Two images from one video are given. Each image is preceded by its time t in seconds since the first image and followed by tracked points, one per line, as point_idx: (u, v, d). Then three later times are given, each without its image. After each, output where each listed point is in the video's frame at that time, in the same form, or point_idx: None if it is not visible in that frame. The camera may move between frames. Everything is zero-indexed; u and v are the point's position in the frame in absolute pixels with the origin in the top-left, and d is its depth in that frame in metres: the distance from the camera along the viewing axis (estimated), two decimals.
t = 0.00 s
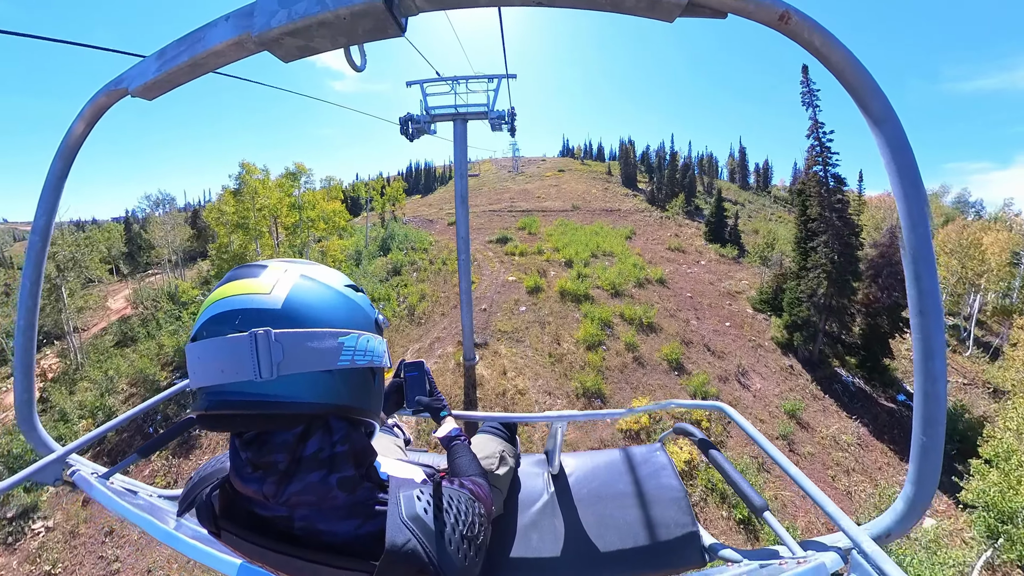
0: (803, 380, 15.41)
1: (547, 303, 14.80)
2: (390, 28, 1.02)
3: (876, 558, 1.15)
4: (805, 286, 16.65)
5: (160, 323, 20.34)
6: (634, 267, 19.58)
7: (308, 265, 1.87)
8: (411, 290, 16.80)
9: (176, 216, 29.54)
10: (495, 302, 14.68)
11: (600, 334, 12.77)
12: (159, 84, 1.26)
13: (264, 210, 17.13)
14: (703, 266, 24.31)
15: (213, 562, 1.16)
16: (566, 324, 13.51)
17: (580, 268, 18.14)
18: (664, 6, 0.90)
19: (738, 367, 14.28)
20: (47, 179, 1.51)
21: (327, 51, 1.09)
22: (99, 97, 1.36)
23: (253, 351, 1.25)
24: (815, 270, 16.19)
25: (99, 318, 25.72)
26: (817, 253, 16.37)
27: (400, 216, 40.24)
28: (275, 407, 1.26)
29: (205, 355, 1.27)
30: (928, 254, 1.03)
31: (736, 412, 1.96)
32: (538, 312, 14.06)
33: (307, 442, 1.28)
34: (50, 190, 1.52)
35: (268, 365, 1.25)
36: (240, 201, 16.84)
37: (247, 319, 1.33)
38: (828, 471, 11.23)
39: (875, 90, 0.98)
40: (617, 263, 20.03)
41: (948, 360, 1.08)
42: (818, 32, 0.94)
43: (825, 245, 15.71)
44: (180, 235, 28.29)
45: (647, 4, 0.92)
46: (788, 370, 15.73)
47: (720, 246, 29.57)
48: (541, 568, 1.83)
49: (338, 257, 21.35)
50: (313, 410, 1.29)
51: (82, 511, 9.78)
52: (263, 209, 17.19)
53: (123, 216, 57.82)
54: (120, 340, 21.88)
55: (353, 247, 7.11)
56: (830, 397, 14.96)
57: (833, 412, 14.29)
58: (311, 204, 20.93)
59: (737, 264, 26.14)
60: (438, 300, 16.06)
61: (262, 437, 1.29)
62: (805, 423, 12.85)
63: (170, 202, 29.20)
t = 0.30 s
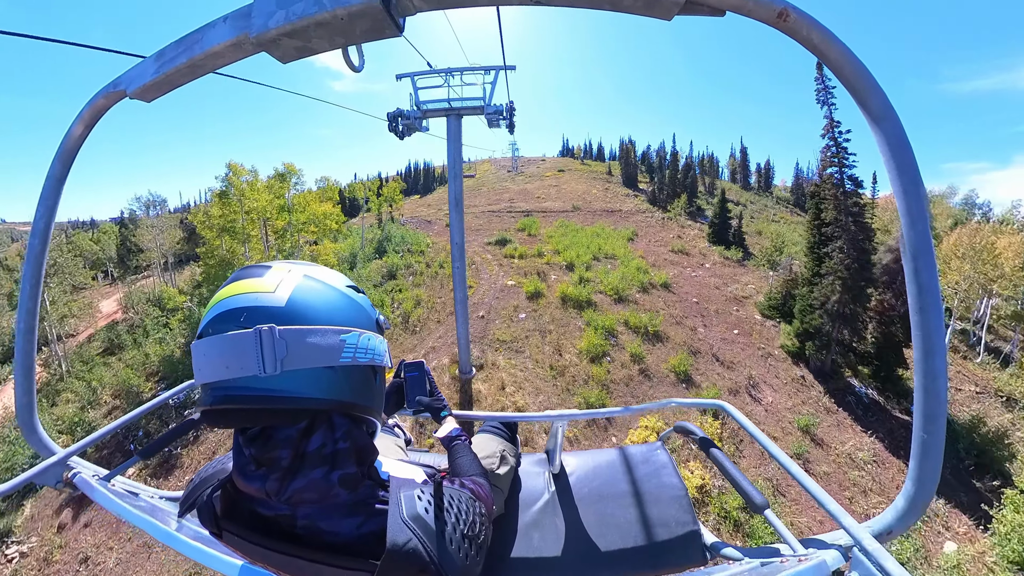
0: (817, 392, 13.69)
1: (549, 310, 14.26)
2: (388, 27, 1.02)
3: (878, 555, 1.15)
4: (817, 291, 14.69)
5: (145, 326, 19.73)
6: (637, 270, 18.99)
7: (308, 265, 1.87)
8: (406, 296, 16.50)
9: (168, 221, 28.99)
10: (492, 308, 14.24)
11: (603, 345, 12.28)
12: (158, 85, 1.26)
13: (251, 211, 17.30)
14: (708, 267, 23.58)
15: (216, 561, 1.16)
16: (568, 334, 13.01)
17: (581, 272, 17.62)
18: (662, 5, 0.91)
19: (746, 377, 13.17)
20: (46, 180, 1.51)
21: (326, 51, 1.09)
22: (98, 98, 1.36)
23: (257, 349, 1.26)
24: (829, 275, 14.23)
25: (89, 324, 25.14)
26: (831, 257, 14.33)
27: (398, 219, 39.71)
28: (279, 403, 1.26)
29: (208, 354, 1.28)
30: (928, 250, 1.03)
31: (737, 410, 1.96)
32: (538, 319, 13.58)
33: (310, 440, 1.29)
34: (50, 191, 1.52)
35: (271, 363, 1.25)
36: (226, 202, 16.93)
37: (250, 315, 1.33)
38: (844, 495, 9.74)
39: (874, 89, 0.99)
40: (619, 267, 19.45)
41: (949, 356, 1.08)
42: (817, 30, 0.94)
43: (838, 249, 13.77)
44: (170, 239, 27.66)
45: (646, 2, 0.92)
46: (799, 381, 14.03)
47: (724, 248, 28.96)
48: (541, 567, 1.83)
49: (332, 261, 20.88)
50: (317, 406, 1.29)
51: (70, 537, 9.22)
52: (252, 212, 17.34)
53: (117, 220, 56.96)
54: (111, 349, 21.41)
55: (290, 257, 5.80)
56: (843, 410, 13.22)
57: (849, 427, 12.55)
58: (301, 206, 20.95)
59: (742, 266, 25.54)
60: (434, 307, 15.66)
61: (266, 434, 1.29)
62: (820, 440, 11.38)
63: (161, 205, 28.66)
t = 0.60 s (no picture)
0: (829, 406, 11.98)
1: (551, 318, 12.47)
2: (387, 28, 1.02)
3: (878, 550, 1.16)
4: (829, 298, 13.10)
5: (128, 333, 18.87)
6: (641, 274, 17.14)
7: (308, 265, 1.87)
8: (396, 301, 14.89)
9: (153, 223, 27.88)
10: (491, 315, 12.53)
11: (609, 357, 10.31)
12: (157, 87, 1.27)
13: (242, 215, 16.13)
14: (714, 268, 22.26)
15: (219, 561, 1.17)
16: (569, 342, 11.16)
17: (583, 273, 16.60)
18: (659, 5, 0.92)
19: (758, 390, 11.34)
20: (46, 183, 1.52)
21: (325, 51, 1.09)
22: (98, 100, 1.37)
23: (258, 349, 1.26)
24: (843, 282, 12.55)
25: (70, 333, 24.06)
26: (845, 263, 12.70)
27: (394, 221, 38.68)
28: (281, 403, 1.27)
29: (210, 354, 1.28)
30: (925, 248, 1.04)
31: (738, 408, 1.96)
32: (540, 328, 11.71)
33: (311, 439, 1.29)
34: (50, 194, 1.53)
35: (273, 362, 1.26)
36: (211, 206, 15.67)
37: (251, 316, 1.33)
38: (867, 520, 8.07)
39: (873, 86, 0.99)
40: (622, 271, 17.80)
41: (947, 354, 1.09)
42: (817, 27, 0.94)
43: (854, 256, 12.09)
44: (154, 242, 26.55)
45: (643, 2, 0.93)
46: (812, 394, 12.30)
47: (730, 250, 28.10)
48: (542, 565, 1.83)
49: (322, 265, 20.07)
50: (318, 406, 1.29)
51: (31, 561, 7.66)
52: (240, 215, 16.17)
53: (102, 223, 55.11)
54: (91, 358, 20.47)
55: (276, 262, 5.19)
56: (858, 425, 11.60)
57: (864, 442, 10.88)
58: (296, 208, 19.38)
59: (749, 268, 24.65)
60: (431, 314, 13.94)
61: (267, 433, 1.29)
62: (835, 459, 9.67)
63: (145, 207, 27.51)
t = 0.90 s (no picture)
0: (843, 420, 11.77)
1: (551, 326, 12.43)
2: (387, 28, 1.02)
3: (877, 549, 1.16)
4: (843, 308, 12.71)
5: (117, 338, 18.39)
6: (645, 278, 17.10)
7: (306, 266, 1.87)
8: (396, 306, 14.73)
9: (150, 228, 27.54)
10: (489, 324, 12.55)
11: (614, 370, 10.23)
12: (158, 88, 1.27)
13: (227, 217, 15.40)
14: (718, 272, 22.15)
15: (219, 562, 1.16)
16: (573, 352, 11.15)
17: (585, 277, 16.48)
18: (658, 4, 0.92)
19: (770, 403, 11.13)
20: (47, 184, 1.52)
21: (326, 53, 1.10)
22: (98, 102, 1.37)
23: (256, 351, 1.26)
24: (858, 291, 12.21)
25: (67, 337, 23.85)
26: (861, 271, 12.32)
27: (394, 224, 38.45)
28: (280, 405, 1.27)
29: (209, 356, 1.28)
30: (925, 247, 1.04)
31: (738, 408, 1.96)
32: (540, 337, 11.75)
33: (311, 441, 1.29)
34: (50, 195, 1.53)
35: (271, 364, 1.26)
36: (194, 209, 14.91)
37: (250, 317, 1.33)
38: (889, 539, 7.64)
39: (872, 86, 0.99)
40: (625, 274, 17.82)
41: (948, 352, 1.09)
42: (814, 27, 0.94)
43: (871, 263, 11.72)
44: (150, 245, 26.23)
45: (642, 2, 0.93)
46: (825, 407, 12.06)
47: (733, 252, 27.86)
48: (543, 566, 1.83)
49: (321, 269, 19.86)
50: (318, 407, 1.30)
51: None
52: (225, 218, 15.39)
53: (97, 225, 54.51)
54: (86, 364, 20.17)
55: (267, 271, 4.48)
56: (873, 440, 11.31)
57: (878, 458, 10.65)
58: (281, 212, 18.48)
59: (754, 271, 24.47)
60: (425, 322, 13.91)
61: (266, 435, 1.29)
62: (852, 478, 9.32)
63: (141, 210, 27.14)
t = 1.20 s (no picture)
0: (859, 435, 11.30)
1: (553, 334, 12.08)
2: (386, 28, 1.02)
3: (877, 550, 1.16)
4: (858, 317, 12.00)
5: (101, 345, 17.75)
6: (648, 283, 16.97)
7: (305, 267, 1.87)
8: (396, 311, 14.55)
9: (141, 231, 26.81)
10: (487, 332, 12.17)
11: (619, 385, 9.76)
12: (156, 88, 1.27)
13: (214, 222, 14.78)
14: (723, 276, 21.95)
15: (219, 563, 1.16)
16: (579, 361, 10.96)
17: (587, 282, 16.35)
18: (657, 5, 0.92)
19: (783, 419, 10.78)
20: (45, 184, 1.52)
21: (324, 53, 1.09)
22: (96, 101, 1.37)
23: (256, 351, 1.26)
24: (876, 298, 11.52)
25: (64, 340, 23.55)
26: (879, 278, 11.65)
27: (395, 227, 38.12)
28: (281, 406, 1.27)
29: (207, 357, 1.28)
30: (926, 248, 1.04)
31: (737, 409, 1.96)
32: (540, 347, 11.34)
33: (310, 441, 1.29)
34: (48, 195, 1.53)
35: (270, 364, 1.25)
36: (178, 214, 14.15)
37: (248, 318, 1.33)
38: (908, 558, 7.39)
39: (872, 87, 1.00)
40: (629, 278, 17.65)
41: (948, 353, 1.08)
42: (814, 28, 0.94)
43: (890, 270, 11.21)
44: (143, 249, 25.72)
45: (642, 2, 0.93)
46: (839, 422, 11.60)
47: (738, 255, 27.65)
48: (544, 567, 1.82)
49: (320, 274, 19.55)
50: (317, 407, 1.30)
51: None
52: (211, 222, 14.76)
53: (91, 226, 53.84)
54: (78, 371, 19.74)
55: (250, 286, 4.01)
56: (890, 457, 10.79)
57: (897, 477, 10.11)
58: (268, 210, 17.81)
59: (759, 274, 24.27)
60: (419, 330, 13.68)
61: (265, 436, 1.28)
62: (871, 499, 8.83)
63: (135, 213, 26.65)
